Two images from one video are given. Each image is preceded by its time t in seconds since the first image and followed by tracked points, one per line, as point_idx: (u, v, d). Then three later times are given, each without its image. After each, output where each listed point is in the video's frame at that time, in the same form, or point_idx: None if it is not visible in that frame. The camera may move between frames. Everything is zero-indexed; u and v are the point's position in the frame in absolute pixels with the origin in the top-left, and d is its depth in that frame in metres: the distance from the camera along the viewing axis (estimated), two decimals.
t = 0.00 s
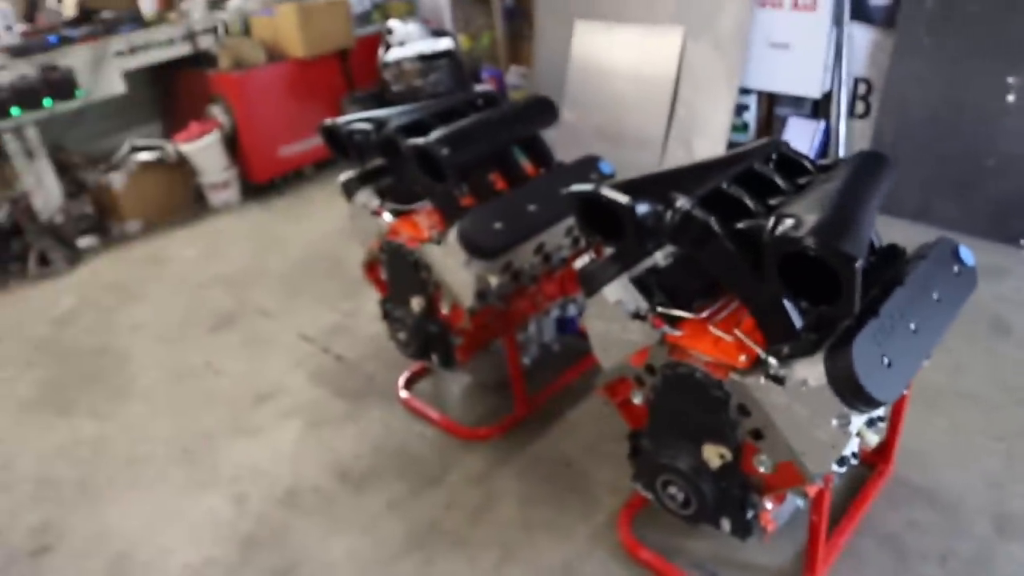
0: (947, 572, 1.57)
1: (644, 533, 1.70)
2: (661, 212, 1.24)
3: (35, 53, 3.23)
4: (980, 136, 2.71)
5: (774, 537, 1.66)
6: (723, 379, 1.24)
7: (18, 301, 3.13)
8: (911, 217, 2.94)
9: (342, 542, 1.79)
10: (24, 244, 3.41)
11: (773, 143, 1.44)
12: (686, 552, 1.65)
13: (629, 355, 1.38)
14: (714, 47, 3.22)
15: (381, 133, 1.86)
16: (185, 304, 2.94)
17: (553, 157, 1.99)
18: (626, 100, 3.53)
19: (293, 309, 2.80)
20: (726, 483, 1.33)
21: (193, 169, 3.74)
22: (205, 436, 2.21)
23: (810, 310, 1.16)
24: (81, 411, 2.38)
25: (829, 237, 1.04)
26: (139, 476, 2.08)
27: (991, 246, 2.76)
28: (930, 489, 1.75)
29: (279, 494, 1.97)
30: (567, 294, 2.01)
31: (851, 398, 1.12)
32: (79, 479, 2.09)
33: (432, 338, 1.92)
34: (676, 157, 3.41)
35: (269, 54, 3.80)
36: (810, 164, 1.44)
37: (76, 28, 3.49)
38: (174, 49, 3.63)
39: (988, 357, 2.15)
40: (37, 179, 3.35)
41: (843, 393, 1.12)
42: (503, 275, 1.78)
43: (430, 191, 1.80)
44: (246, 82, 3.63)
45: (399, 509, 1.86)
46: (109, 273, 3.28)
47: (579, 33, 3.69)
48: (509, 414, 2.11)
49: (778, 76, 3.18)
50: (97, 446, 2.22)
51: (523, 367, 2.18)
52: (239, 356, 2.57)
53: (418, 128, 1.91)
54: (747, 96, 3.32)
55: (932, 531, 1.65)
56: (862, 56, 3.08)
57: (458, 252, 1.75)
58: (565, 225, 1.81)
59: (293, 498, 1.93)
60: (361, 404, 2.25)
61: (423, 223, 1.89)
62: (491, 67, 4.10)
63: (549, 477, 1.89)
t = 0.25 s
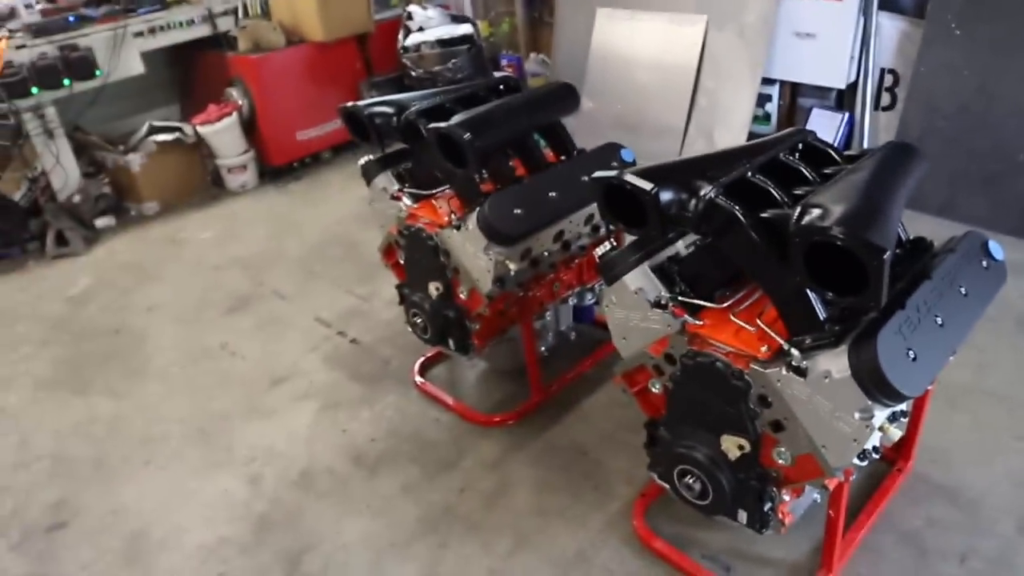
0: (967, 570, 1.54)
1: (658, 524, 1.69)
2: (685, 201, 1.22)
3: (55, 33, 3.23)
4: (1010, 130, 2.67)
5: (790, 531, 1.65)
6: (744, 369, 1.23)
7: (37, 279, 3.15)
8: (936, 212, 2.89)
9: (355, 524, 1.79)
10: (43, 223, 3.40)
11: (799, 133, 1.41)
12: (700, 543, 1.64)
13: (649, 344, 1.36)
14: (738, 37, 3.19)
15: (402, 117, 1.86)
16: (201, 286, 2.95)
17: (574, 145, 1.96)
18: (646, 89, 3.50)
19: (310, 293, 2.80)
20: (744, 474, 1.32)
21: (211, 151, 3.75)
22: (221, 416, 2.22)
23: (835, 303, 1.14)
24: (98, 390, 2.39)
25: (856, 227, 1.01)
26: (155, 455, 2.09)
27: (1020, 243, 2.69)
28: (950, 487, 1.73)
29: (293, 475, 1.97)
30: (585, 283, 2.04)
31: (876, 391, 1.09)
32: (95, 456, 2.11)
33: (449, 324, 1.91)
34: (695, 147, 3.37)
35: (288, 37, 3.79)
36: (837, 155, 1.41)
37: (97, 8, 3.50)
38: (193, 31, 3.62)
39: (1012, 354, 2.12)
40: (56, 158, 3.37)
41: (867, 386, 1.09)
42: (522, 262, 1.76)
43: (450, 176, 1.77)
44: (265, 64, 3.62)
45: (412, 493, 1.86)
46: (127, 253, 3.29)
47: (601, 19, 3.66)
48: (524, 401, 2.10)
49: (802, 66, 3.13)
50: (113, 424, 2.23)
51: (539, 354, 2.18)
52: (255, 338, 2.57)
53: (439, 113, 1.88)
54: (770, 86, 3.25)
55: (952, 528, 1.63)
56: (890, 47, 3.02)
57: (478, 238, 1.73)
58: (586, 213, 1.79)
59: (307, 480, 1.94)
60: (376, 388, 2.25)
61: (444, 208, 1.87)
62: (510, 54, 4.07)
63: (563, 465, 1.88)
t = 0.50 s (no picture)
0: (983, 567, 1.53)
1: (671, 516, 1.69)
2: (703, 191, 1.21)
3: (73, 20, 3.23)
4: None
5: (804, 525, 1.64)
6: (761, 361, 1.22)
7: (54, 265, 3.18)
8: (955, 206, 2.86)
9: (368, 512, 1.80)
10: (60, 210, 3.42)
11: (820, 124, 1.40)
12: (713, 535, 1.64)
13: (665, 335, 1.36)
14: (756, 28, 3.17)
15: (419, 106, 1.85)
16: (217, 274, 2.97)
17: (591, 136, 1.95)
18: (663, 80, 3.47)
19: (324, 281, 2.81)
20: (759, 467, 1.31)
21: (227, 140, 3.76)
22: (236, 403, 2.24)
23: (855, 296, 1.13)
24: (114, 375, 2.41)
25: (878, 220, 1.00)
26: (171, 441, 2.11)
27: None
28: (967, 483, 1.71)
29: (307, 463, 1.99)
30: (600, 274, 2.04)
31: (895, 384, 1.08)
32: (111, 441, 2.13)
33: (464, 314, 1.91)
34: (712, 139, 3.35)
35: (304, 26, 3.79)
36: (858, 147, 1.40)
37: None
38: (210, 20, 3.63)
39: None
40: (73, 146, 3.38)
41: (886, 379, 1.08)
42: (537, 252, 1.75)
43: (467, 166, 1.77)
44: (281, 53, 3.63)
45: (426, 482, 1.87)
46: (143, 241, 3.32)
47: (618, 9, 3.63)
48: (537, 392, 2.10)
49: (822, 57, 3.09)
50: (129, 410, 2.25)
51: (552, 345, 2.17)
52: (270, 326, 2.59)
53: (456, 102, 1.88)
54: (789, 78, 3.23)
55: (968, 525, 1.62)
56: (912, 38, 2.97)
57: (494, 228, 1.72)
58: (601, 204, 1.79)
59: (321, 467, 1.95)
60: (389, 377, 2.26)
61: (459, 198, 1.87)
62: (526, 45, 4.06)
63: (576, 456, 1.88)
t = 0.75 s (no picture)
0: (995, 565, 1.52)
1: (680, 510, 1.69)
2: (717, 183, 1.20)
3: (89, 14, 3.25)
4: None
5: (815, 521, 1.63)
6: (773, 354, 1.22)
7: (70, 257, 3.21)
8: (972, 203, 2.82)
9: (378, 502, 1.81)
10: (77, 202, 3.45)
11: (835, 117, 1.39)
12: (722, 529, 1.64)
13: (676, 328, 1.35)
14: (770, 21, 3.14)
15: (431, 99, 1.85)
16: (230, 266, 2.99)
17: (603, 129, 1.95)
18: (676, 74, 3.46)
19: (336, 274, 2.82)
20: (770, 461, 1.31)
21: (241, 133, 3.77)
22: (248, 394, 2.25)
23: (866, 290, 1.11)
24: (129, 365, 2.44)
25: (893, 212, 0.99)
26: (184, 430, 2.13)
27: None
28: (980, 480, 1.70)
29: (318, 453, 2.00)
30: (611, 268, 2.04)
31: (908, 378, 1.07)
32: (125, 430, 2.15)
33: (475, 307, 1.91)
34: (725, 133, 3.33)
35: (318, 20, 3.80)
36: (873, 140, 1.39)
37: None
38: (224, 13, 3.65)
39: None
40: (89, 138, 3.41)
41: (899, 373, 1.07)
42: (548, 245, 1.75)
43: (479, 158, 1.77)
44: (294, 46, 3.64)
45: (436, 473, 1.87)
46: (157, 233, 3.34)
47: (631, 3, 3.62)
48: (547, 385, 2.11)
49: (836, 51, 3.07)
50: (143, 399, 2.27)
51: (563, 339, 2.17)
52: (282, 318, 2.60)
53: (468, 95, 1.87)
54: (803, 72, 3.21)
55: (981, 522, 1.61)
56: (929, 32, 2.94)
57: (505, 220, 1.72)
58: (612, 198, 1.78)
59: (332, 457, 1.96)
60: (400, 369, 2.27)
61: (471, 190, 1.87)
62: (538, 38, 4.05)
63: (586, 449, 1.88)
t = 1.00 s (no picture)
0: (991, 560, 1.53)
1: (678, 504, 1.70)
2: (715, 178, 1.21)
3: (95, 10, 3.27)
4: None
5: (812, 516, 1.64)
6: (770, 348, 1.22)
7: (75, 251, 3.23)
8: (974, 201, 2.81)
9: (378, 495, 1.83)
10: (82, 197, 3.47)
11: (834, 113, 1.39)
12: (720, 523, 1.65)
13: (674, 323, 1.36)
14: (773, 18, 3.14)
15: (433, 94, 1.86)
16: (233, 261, 3.00)
17: (604, 125, 1.95)
18: (678, 71, 3.46)
19: (338, 269, 2.83)
20: (766, 454, 1.32)
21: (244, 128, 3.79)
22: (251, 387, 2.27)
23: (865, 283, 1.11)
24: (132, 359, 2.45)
25: (889, 206, 1.00)
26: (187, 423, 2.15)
27: None
28: (977, 477, 1.71)
29: (319, 446, 2.01)
30: (611, 264, 2.04)
31: (903, 372, 1.07)
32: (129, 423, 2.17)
33: (475, 301, 1.92)
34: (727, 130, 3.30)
35: (321, 16, 3.81)
36: (872, 136, 1.39)
37: None
38: (229, 10, 3.65)
39: None
40: (95, 134, 3.41)
41: (893, 366, 1.08)
42: (549, 240, 1.76)
43: (480, 153, 1.78)
44: (298, 42, 3.64)
45: (436, 466, 1.88)
46: (161, 228, 3.36)
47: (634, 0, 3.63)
48: (547, 380, 2.12)
49: (839, 50, 3.07)
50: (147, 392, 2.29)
51: (563, 334, 2.18)
52: (284, 312, 2.62)
53: (470, 90, 1.88)
54: (806, 70, 3.19)
55: (977, 518, 1.61)
56: (932, 31, 2.95)
57: (506, 215, 1.73)
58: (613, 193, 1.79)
59: (333, 450, 1.97)
60: (401, 363, 2.28)
61: (473, 185, 1.88)
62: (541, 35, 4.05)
63: (585, 444, 1.89)
